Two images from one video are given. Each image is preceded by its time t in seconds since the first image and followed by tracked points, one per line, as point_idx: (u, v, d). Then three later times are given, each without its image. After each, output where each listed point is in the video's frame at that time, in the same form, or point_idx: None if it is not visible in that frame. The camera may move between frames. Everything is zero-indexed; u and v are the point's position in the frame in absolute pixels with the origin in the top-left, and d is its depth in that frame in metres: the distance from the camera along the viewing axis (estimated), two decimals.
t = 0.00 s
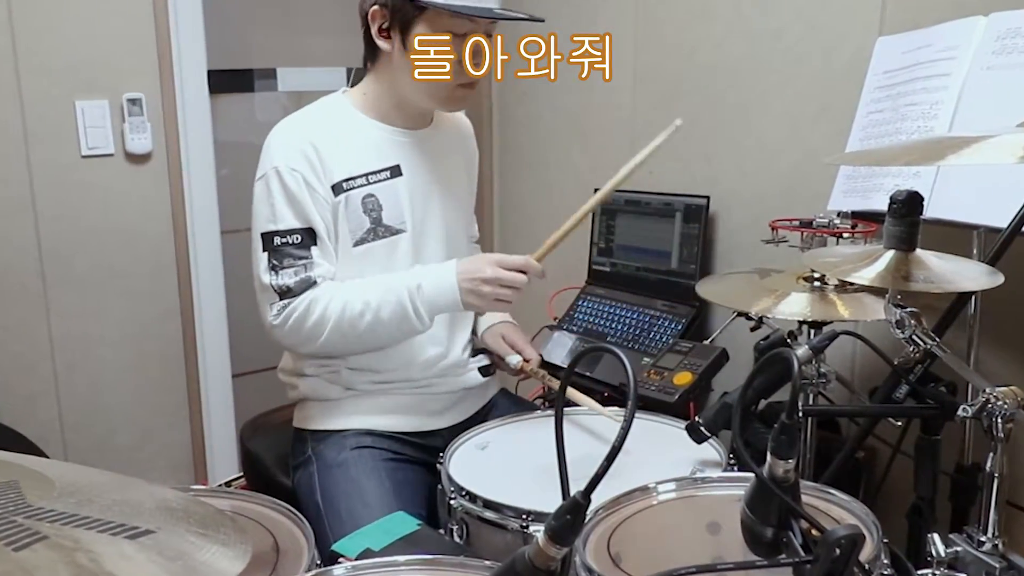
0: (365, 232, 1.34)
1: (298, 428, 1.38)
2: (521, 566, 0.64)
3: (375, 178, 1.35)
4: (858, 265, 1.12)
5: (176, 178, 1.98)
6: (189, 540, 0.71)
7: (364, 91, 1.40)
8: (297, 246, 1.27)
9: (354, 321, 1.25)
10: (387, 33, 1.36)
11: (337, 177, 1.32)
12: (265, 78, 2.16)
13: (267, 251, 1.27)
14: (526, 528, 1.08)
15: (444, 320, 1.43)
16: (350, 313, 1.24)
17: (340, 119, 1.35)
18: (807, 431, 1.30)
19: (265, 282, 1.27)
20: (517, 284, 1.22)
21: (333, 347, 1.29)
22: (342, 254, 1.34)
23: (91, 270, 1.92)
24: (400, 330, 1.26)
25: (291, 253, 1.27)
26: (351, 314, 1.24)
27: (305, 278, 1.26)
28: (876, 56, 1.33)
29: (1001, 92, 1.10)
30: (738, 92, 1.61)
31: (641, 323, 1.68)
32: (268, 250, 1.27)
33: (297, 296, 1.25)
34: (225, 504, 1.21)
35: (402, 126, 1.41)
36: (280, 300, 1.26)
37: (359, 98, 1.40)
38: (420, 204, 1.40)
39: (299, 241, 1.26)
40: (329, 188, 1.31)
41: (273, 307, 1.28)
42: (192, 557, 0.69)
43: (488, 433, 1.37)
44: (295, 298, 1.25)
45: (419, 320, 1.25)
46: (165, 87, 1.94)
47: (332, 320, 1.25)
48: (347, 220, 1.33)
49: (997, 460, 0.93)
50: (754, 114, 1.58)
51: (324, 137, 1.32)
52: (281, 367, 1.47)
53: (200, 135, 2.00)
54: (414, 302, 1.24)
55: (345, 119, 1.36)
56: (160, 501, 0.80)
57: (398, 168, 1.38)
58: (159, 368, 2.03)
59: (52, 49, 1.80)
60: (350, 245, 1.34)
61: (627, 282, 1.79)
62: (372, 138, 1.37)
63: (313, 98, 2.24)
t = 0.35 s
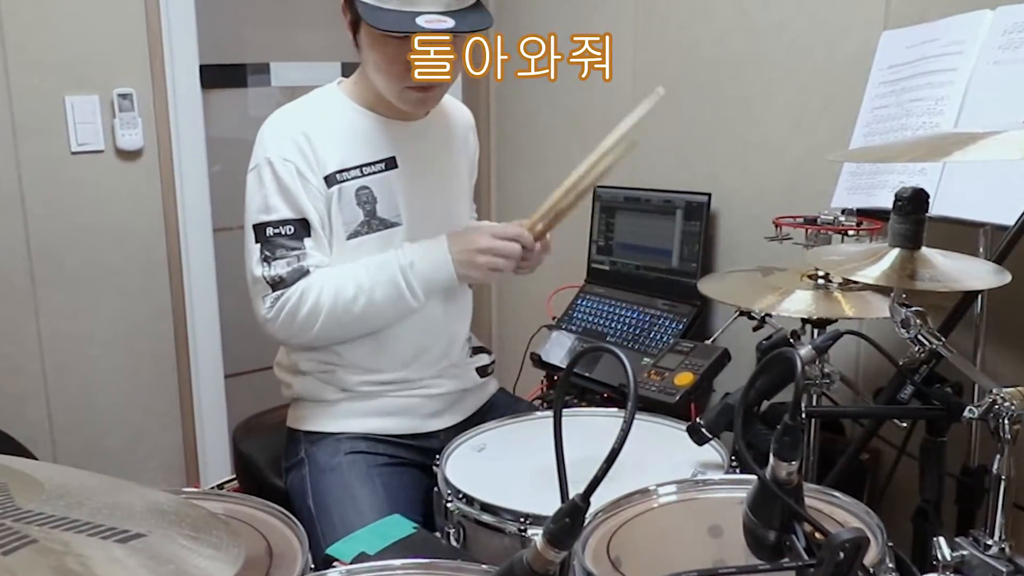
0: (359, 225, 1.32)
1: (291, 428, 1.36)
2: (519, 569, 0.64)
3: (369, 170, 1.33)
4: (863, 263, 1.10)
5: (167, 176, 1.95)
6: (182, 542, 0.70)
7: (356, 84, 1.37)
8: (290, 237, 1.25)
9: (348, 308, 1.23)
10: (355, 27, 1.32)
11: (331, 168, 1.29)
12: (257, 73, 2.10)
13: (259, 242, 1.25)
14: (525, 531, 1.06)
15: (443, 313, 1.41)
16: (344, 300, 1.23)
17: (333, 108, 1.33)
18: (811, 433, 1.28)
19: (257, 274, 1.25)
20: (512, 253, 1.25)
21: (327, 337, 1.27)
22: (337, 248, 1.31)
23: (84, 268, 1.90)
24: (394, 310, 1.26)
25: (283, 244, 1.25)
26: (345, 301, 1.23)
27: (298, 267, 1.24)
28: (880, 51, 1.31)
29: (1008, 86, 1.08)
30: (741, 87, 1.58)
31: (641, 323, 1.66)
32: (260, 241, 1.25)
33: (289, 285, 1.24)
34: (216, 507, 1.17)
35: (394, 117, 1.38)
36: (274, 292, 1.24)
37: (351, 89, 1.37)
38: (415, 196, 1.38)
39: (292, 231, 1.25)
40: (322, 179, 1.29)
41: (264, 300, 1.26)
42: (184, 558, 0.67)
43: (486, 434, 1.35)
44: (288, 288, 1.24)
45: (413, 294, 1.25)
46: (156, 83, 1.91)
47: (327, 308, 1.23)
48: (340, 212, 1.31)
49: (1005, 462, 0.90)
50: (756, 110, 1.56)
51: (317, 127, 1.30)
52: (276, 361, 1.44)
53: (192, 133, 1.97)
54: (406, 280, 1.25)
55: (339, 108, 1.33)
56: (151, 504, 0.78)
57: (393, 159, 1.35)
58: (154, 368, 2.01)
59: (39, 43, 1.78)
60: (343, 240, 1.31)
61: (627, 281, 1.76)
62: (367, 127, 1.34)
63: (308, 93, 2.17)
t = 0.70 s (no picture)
0: (351, 237, 1.29)
1: (283, 435, 1.34)
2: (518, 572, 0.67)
3: (360, 180, 1.31)
4: (867, 262, 1.07)
5: (159, 173, 1.93)
6: (173, 545, 0.69)
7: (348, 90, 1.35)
8: (280, 250, 1.22)
9: (339, 336, 1.21)
10: (348, 32, 1.32)
11: (321, 179, 1.27)
12: (251, 69, 2.09)
13: (249, 255, 1.22)
14: (523, 535, 1.04)
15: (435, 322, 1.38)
16: (337, 326, 1.21)
17: (322, 117, 1.31)
18: (814, 435, 1.26)
19: (247, 287, 1.22)
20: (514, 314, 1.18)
21: (318, 359, 1.25)
22: (328, 262, 1.29)
23: (76, 266, 1.88)
24: (387, 346, 1.22)
25: (274, 257, 1.22)
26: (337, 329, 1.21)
27: (290, 284, 1.22)
28: (885, 46, 1.29)
29: (1015, 81, 1.06)
30: (743, 83, 1.56)
31: (641, 323, 1.63)
32: (249, 253, 1.22)
33: (278, 302, 1.21)
34: (209, 511, 1.14)
35: (386, 125, 1.36)
36: (263, 305, 1.22)
37: (342, 95, 1.35)
38: (408, 206, 1.35)
39: (282, 244, 1.22)
40: (312, 191, 1.26)
41: (253, 313, 1.23)
42: (174, 563, 0.67)
43: (483, 436, 1.32)
44: (279, 306, 1.21)
45: (408, 340, 1.21)
46: (148, 79, 1.89)
47: (318, 332, 1.21)
48: (330, 224, 1.28)
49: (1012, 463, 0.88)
50: (758, 106, 1.54)
51: (306, 134, 1.28)
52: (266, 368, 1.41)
53: (184, 129, 1.95)
54: (405, 321, 1.20)
55: (328, 117, 1.31)
56: (142, 508, 0.77)
57: (384, 169, 1.33)
58: (149, 368, 1.99)
59: (27, 38, 1.75)
60: (334, 251, 1.29)
61: (627, 280, 1.74)
62: (357, 136, 1.32)
63: (302, 89, 2.15)
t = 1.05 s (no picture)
0: (350, 239, 1.27)
1: (280, 438, 1.32)
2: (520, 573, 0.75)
3: (357, 180, 1.28)
4: (871, 260, 1.05)
5: (150, 170, 1.91)
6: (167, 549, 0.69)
7: (345, 84, 1.33)
8: (282, 257, 1.21)
9: (351, 359, 1.20)
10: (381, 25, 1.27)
11: (319, 182, 1.25)
12: (244, 64, 2.04)
13: (249, 263, 1.20)
14: (521, 538, 1.02)
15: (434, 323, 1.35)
16: (348, 350, 1.19)
17: (316, 116, 1.28)
18: (817, 436, 1.24)
19: (248, 296, 1.21)
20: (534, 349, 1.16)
21: (325, 374, 1.23)
22: (327, 263, 1.26)
23: (70, 264, 1.86)
24: (397, 372, 1.21)
25: (275, 265, 1.21)
26: (349, 353, 1.19)
27: (293, 296, 1.20)
28: (888, 41, 1.27)
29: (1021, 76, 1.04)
30: (745, 78, 1.54)
31: (641, 322, 1.61)
32: (249, 261, 1.20)
33: (284, 320, 1.19)
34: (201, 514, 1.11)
35: (383, 122, 1.34)
36: (267, 319, 1.20)
37: (334, 93, 1.33)
38: (405, 205, 1.34)
39: (284, 251, 1.20)
40: (311, 194, 1.24)
41: (258, 324, 1.21)
42: (166, 567, 0.67)
43: (481, 437, 1.30)
44: (283, 317, 1.19)
45: (416, 370, 1.19)
46: (139, 74, 1.87)
47: (326, 350, 1.19)
48: (330, 226, 1.26)
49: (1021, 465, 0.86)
50: (761, 102, 1.52)
51: (302, 135, 1.25)
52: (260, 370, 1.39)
53: (176, 125, 1.93)
54: (414, 350, 1.18)
55: (323, 118, 1.28)
56: (133, 511, 0.76)
57: (383, 166, 1.31)
58: (144, 368, 1.97)
59: (16, 32, 1.73)
60: (333, 253, 1.26)
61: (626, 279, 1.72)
62: (350, 136, 1.29)
63: (295, 84, 2.11)
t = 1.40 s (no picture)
0: (348, 219, 1.25)
1: (277, 439, 1.30)
2: None
3: (356, 159, 1.26)
4: (875, 258, 1.03)
5: (142, 167, 1.89)
6: (159, 551, 0.68)
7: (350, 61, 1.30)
8: (274, 238, 1.18)
9: (344, 347, 1.18)
10: None
11: (315, 161, 1.23)
12: (237, 58, 2.03)
13: (240, 245, 1.17)
14: (519, 542, 1.00)
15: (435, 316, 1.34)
16: (341, 338, 1.17)
17: (315, 95, 1.26)
18: (820, 438, 1.22)
19: (241, 279, 1.17)
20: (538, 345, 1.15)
21: (319, 364, 1.21)
22: (325, 244, 1.25)
23: (62, 262, 1.84)
24: (393, 365, 1.19)
25: (268, 246, 1.18)
26: (341, 342, 1.17)
27: (286, 278, 1.16)
28: (893, 35, 1.25)
29: None
30: (747, 73, 1.52)
31: (643, 323, 1.57)
32: (242, 243, 1.17)
33: (277, 301, 1.16)
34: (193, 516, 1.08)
35: (384, 101, 1.32)
36: (259, 301, 1.17)
37: (336, 74, 1.30)
38: (407, 185, 1.31)
39: (276, 232, 1.17)
40: (307, 173, 1.22)
41: (250, 308, 1.18)
42: (153, 570, 0.65)
43: (480, 438, 1.28)
44: (276, 300, 1.16)
45: (413, 361, 1.18)
46: (130, 69, 1.85)
47: (322, 338, 1.17)
48: (327, 207, 1.24)
49: None
50: (764, 99, 1.50)
51: (298, 115, 1.23)
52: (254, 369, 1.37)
53: (169, 120, 1.90)
54: (414, 348, 1.16)
55: (320, 96, 1.26)
56: (124, 514, 0.75)
57: (382, 147, 1.29)
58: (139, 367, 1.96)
59: (4, 26, 1.71)
60: (333, 235, 1.24)
61: (627, 277, 1.69)
62: (348, 116, 1.27)
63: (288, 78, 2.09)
